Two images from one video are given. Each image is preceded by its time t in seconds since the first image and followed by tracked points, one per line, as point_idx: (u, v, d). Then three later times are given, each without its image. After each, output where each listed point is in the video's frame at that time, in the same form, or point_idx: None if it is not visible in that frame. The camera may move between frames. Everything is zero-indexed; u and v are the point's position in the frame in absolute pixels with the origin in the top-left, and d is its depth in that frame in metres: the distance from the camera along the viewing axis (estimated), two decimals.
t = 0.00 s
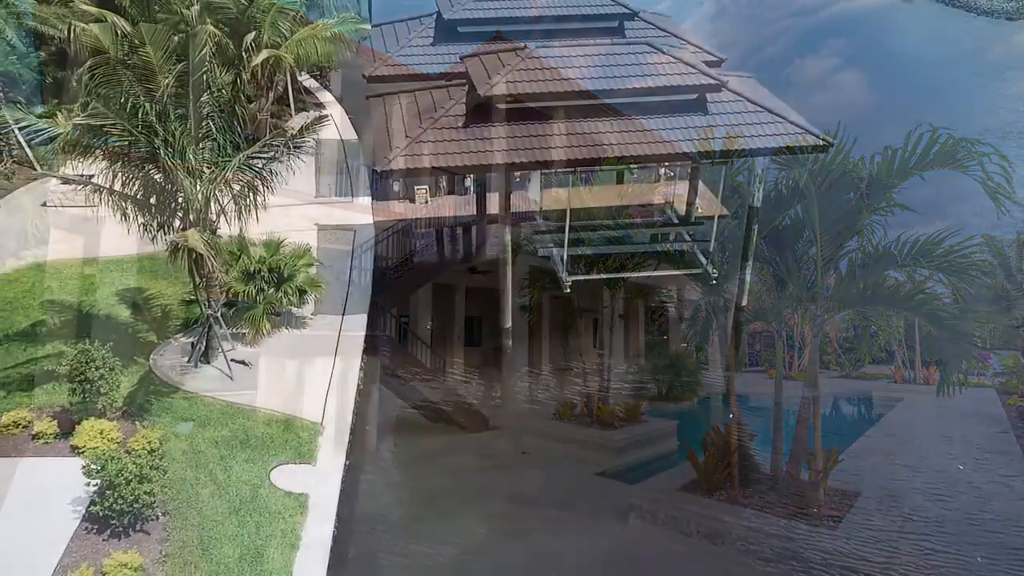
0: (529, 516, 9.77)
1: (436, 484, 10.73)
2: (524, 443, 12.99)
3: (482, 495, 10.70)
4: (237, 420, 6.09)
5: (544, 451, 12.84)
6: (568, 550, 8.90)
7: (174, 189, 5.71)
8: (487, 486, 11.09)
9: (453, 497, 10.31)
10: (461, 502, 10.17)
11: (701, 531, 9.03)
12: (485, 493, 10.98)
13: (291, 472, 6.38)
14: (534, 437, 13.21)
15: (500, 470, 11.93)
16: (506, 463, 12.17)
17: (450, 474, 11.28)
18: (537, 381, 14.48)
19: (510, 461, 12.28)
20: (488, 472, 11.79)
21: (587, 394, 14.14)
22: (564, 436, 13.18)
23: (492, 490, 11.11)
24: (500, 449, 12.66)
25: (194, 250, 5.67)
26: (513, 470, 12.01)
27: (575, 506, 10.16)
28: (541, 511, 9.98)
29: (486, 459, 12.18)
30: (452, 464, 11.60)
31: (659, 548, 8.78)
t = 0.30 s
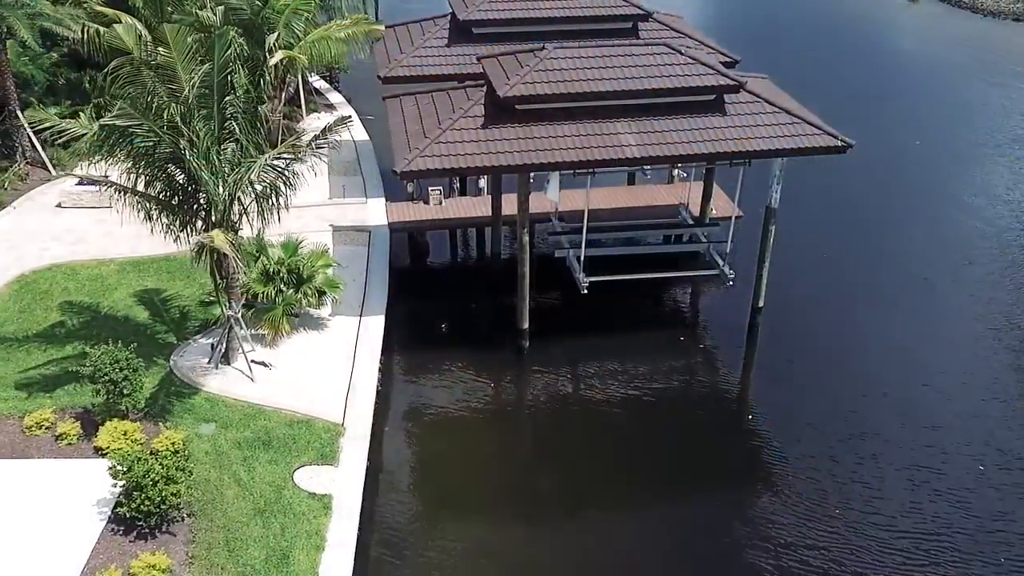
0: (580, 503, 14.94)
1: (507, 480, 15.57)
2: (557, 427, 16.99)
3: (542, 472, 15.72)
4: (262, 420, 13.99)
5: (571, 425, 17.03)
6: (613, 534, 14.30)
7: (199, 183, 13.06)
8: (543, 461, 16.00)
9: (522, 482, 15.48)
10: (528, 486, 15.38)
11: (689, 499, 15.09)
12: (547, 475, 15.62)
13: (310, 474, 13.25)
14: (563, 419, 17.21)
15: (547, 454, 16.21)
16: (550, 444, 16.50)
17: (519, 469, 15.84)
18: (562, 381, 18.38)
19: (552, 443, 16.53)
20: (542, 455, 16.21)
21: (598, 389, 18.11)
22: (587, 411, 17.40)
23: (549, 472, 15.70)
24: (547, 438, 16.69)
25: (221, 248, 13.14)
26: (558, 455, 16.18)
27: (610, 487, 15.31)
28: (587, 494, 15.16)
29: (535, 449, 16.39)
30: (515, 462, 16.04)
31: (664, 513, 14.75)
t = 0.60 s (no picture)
0: (600, 525, 14.96)
1: (527, 502, 15.53)
2: (574, 448, 16.99)
3: (561, 494, 15.71)
4: (282, 443, 13.92)
5: (588, 447, 17.04)
6: (634, 556, 14.28)
7: (225, 204, 13.08)
8: (562, 484, 16.00)
9: (542, 504, 15.48)
10: (548, 508, 15.36)
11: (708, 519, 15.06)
12: (565, 498, 15.60)
13: (333, 494, 13.22)
14: (580, 441, 17.21)
15: (566, 477, 16.20)
16: (568, 466, 16.51)
17: (538, 492, 15.82)
18: (579, 403, 18.34)
19: (569, 465, 16.53)
20: (560, 477, 16.20)
21: (615, 412, 18.09)
22: (604, 434, 17.40)
23: (568, 495, 15.69)
24: (564, 460, 16.70)
25: (246, 268, 13.11)
26: (576, 477, 16.17)
27: (629, 509, 15.33)
28: (607, 516, 15.17)
29: (553, 471, 16.39)
30: (534, 484, 16.02)
31: (684, 534, 14.73)
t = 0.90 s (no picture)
0: (623, 544, 14.89)
1: (549, 522, 15.48)
2: (595, 469, 16.96)
3: (583, 514, 15.66)
4: (305, 466, 13.88)
5: (609, 467, 17.00)
6: None
7: (252, 226, 13.05)
8: (583, 504, 15.96)
9: (565, 524, 15.43)
10: (571, 528, 15.31)
11: (732, 540, 15.01)
12: (587, 518, 15.56)
13: (356, 515, 13.21)
14: (600, 461, 17.18)
15: (587, 497, 16.15)
16: (590, 486, 16.46)
17: (560, 511, 15.77)
18: (597, 425, 18.29)
19: (591, 486, 16.49)
20: (581, 497, 16.16)
21: (634, 432, 18.04)
22: (624, 454, 17.36)
23: (590, 514, 15.64)
24: (585, 480, 16.65)
25: (273, 291, 13.07)
26: (597, 497, 16.12)
27: (651, 529, 15.28)
28: (630, 536, 15.12)
29: (574, 491, 16.36)
30: (556, 504, 15.98)
31: (708, 555, 14.66)
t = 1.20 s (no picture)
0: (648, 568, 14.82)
1: (571, 546, 15.43)
2: (616, 492, 16.92)
3: (605, 538, 15.62)
4: (330, 487, 13.83)
5: (630, 490, 16.97)
6: None
7: (280, 248, 13.05)
8: (605, 527, 15.92)
9: (589, 547, 15.39)
10: (594, 551, 15.27)
11: (755, 563, 14.96)
12: (609, 542, 15.50)
13: (382, 537, 13.16)
14: (621, 484, 17.14)
15: (609, 520, 16.09)
16: (611, 510, 16.41)
17: (582, 535, 15.71)
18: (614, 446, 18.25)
19: (612, 509, 16.45)
20: (603, 521, 16.10)
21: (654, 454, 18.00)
22: (645, 477, 17.31)
23: (613, 539, 15.59)
24: (606, 503, 16.60)
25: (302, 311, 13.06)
26: (619, 520, 16.08)
27: (675, 552, 15.21)
28: (653, 559, 15.05)
29: (596, 514, 16.31)
30: (578, 528, 15.93)
31: None
